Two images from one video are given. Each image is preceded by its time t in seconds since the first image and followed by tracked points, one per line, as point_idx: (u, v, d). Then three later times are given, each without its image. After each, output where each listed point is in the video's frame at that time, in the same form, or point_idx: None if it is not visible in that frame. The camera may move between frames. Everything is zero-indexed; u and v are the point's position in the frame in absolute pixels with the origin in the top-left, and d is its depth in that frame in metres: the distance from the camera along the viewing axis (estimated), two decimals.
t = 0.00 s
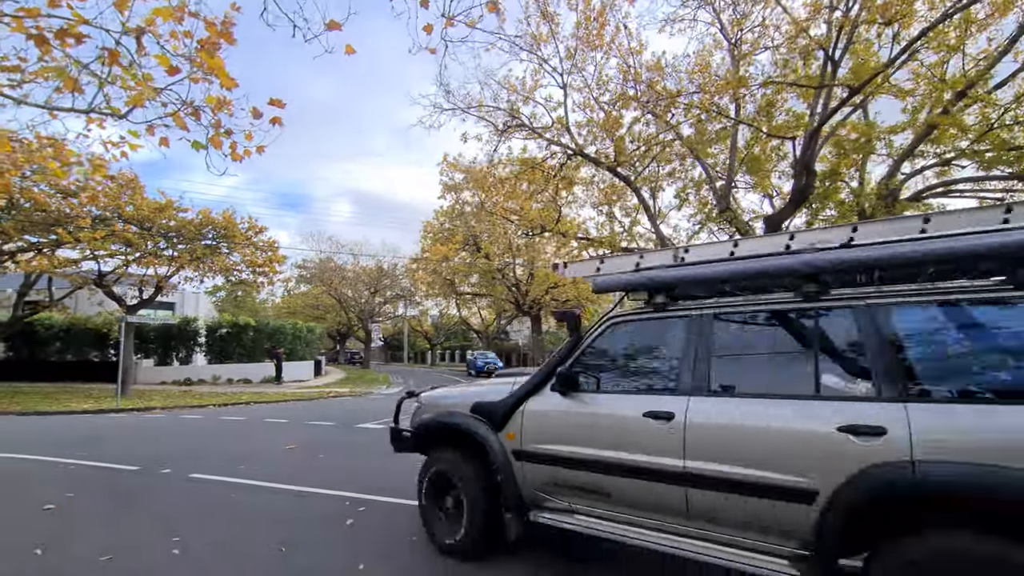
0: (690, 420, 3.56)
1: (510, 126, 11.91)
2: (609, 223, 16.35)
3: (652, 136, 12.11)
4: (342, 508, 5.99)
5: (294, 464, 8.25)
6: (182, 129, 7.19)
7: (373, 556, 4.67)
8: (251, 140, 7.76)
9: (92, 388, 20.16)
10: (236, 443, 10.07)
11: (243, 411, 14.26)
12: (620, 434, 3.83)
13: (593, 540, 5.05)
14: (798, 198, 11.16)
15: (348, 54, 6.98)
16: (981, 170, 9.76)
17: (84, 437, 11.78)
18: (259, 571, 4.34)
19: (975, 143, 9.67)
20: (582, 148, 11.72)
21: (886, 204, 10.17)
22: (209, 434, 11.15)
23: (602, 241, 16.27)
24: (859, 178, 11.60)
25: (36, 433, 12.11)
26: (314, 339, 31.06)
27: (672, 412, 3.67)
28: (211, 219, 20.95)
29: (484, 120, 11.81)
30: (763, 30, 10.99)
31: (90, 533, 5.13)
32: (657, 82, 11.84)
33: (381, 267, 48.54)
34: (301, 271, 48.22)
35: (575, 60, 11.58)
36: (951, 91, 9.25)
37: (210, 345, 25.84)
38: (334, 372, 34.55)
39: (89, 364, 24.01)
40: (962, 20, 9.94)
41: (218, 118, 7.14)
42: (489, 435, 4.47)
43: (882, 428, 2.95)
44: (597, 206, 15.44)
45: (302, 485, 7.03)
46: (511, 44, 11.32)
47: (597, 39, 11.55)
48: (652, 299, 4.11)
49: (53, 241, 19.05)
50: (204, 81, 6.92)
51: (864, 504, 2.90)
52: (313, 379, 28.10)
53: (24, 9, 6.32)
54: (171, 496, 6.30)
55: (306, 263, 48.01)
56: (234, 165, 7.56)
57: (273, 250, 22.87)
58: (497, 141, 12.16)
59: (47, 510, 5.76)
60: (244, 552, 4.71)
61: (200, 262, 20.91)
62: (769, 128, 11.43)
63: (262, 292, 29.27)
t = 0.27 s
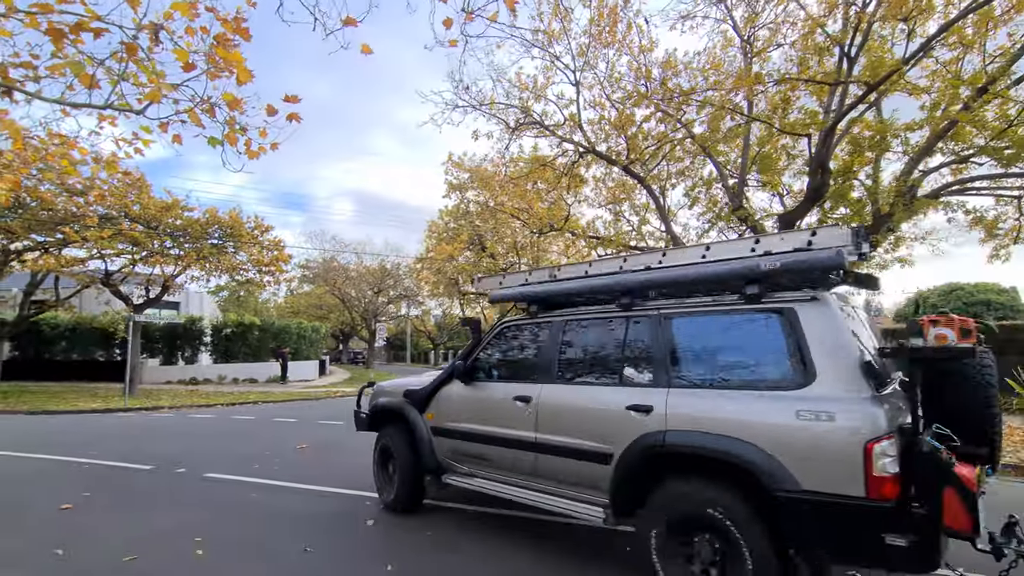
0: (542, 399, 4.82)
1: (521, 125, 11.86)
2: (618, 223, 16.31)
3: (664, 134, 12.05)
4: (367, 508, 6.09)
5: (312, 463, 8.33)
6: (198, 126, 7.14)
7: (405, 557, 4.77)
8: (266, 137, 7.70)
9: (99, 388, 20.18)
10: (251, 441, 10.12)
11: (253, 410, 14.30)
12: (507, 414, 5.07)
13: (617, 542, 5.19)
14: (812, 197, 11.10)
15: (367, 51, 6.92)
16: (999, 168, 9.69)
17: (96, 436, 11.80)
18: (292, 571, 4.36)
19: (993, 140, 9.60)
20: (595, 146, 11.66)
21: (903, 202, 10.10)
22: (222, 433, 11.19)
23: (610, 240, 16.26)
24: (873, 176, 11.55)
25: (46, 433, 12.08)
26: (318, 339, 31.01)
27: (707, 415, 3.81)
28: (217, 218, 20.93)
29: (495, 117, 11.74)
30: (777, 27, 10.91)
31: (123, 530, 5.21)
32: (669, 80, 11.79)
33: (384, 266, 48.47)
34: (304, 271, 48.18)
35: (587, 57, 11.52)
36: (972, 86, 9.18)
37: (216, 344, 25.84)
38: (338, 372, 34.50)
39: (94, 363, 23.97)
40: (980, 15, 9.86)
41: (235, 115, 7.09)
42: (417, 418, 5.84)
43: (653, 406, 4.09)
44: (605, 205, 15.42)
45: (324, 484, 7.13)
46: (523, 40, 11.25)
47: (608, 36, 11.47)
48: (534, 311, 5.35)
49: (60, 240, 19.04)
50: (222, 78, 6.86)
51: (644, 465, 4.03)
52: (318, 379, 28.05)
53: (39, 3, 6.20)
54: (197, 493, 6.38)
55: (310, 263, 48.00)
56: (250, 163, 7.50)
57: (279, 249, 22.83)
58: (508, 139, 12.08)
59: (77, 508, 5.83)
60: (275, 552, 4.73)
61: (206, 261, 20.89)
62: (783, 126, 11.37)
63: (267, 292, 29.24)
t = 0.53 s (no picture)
0: (540, 396, 4.98)
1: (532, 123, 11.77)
2: (626, 221, 16.23)
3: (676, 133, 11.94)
4: (386, 510, 5.98)
5: (326, 464, 8.25)
6: (211, 124, 7.05)
7: (429, 560, 4.67)
8: (278, 135, 7.60)
9: (106, 388, 20.14)
10: (262, 442, 10.05)
11: (261, 410, 14.23)
12: (438, 402, 6.14)
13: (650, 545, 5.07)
14: (829, 194, 10.97)
15: (382, 46, 6.80)
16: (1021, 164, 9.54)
17: (105, 437, 11.75)
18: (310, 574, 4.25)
19: (1016, 136, 9.44)
20: (606, 144, 11.55)
21: (923, 201, 9.97)
22: (232, 433, 11.12)
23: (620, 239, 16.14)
24: (890, 174, 11.40)
25: (53, 433, 12.01)
26: (323, 339, 30.97)
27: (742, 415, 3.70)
28: (223, 218, 20.89)
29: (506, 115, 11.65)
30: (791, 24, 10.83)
31: (142, 532, 5.14)
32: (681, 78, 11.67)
33: (388, 266, 48.44)
34: (308, 271, 48.14)
35: (598, 55, 11.43)
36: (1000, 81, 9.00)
37: (221, 345, 25.76)
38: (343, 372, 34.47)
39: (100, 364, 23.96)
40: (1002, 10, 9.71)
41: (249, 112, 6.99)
42: (383, 405, 6.96)
43: (629, 401, 4.26)
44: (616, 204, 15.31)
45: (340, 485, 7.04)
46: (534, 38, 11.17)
47: (620, 33, 11.39)
48: (469, 318, 6.31)
49: (67, 239, 19.02)
50: (236, 74, 6.76)
51: (518, 438, 5.01)
52: (323, 379, 28.01)
53: None
54: (213, 495, 6.31)
55: (313, 263, 47.96)
56: (263, 160, 7.40)
57: (284, 249, 22.72)
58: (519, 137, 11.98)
59: (93, 510, 5.77)
60: (293, 554, 4.64)
61: (213, 261, 20.86)
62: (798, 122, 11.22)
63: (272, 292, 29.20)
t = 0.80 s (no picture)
0: (468, 386, 6.40)
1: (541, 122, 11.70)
2: (635, 220, 16.14)
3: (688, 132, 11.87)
4: (409, 515, 6.10)
5: (341, 465, 8.26)
6: (223, 121, 6.96)
7: (463, 570, 4.75)
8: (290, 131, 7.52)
9: (111, 388, 20.11)
10: (273, 442, 10.05)
11: (269, 410, 14.20)
12: (410, 391, 7.64)
13: (679, 551, 5.17)
14: (844, 193, 10.90)
15: (397, 43, 6.71)
16: None
17: (114, 437, 11.72)
18: None
19: None
20: (617, 142, 11.46)
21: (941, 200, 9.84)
22: (242, 433, 11.11)
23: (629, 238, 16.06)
24: (905, 173, 11.30)
25: (62, 434, 11.99)
26: (327, 338, 30.91)
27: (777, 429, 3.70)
28: (229, 217, 20.87)
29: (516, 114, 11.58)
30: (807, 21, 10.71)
31: (166, 538, 5.17)
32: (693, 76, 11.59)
33: (392, 266, 48.37)
34: (311, 270, 48.06)
35: (609, 54, 11.37)
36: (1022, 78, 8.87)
37: (226, 344, 25.74)
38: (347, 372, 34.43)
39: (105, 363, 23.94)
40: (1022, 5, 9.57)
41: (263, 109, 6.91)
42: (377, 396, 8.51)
43: (518, 388, 5.62)
44: (624, 204, 15.24)
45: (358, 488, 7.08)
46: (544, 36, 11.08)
47: (631, 30, 11.30)
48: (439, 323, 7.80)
49: (73, 239, 19.01)
50: (249, 70, 6.67)
51: (453, 421, 6.43)
52: (327, 379, 27.98)
53: None
54: (233, 497, 6.34)
55: (316, 262, 47.89)
56: (276, 158, 7.33)
57: (290, 248, 22.65)
58: (528, 135, 11.91)
59: (114, 513, 5.79)
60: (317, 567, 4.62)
61: (218, 261, 20.81)
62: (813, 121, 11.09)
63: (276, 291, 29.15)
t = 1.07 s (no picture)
0: (431, 377, 7.86)
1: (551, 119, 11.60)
2: (643, 219, 16.03)
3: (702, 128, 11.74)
4: (425, 516, 6.09)
5: (353, 465, 8.20)
6: (234, 115, 6.88)
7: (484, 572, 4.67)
8: (302, 126, 7.44)
9: (116, 387, 20.04)
10: (282, 442, 9.98)
11: (276, 410, 14.13)
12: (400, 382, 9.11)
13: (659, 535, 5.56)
14: (858, 189, 10.81)
15: (410, 37, 6.63)
16: None
17: (121, 437, 11.66)
18: None
19: None
20: (628, 139, 11.33)
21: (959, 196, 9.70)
22: (250, 433, 11.05)
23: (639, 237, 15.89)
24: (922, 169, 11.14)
25: (69, 434, 11.94)
26: (331, 338, 30.83)
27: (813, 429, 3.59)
28: (234, 217, 20.81)
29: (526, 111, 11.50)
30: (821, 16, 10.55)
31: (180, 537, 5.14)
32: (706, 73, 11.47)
33: (395, 266, 48.28)
34: (314, 270, 47.93)
35: (619, 52, 11.31)
36: None
37: (230, 344, 25.66)
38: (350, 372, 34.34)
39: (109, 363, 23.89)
40: None
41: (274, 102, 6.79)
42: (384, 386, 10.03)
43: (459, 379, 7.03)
44: (634, 202, 15.12)
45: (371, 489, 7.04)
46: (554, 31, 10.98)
47: (642, 26, 11.20)
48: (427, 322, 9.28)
49: (78, 237, 18.98)
50: (261, 64, 6.57)
51: (422, 405, 7.89)
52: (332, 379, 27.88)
53: None
54: (245, 498, 6.29)
55: (319, 262, 47.76)
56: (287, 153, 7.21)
57: (294, 248, 22.53)
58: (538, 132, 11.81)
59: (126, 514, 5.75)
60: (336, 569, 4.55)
61: (223, 260, 20.74)
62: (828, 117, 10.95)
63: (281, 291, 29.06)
